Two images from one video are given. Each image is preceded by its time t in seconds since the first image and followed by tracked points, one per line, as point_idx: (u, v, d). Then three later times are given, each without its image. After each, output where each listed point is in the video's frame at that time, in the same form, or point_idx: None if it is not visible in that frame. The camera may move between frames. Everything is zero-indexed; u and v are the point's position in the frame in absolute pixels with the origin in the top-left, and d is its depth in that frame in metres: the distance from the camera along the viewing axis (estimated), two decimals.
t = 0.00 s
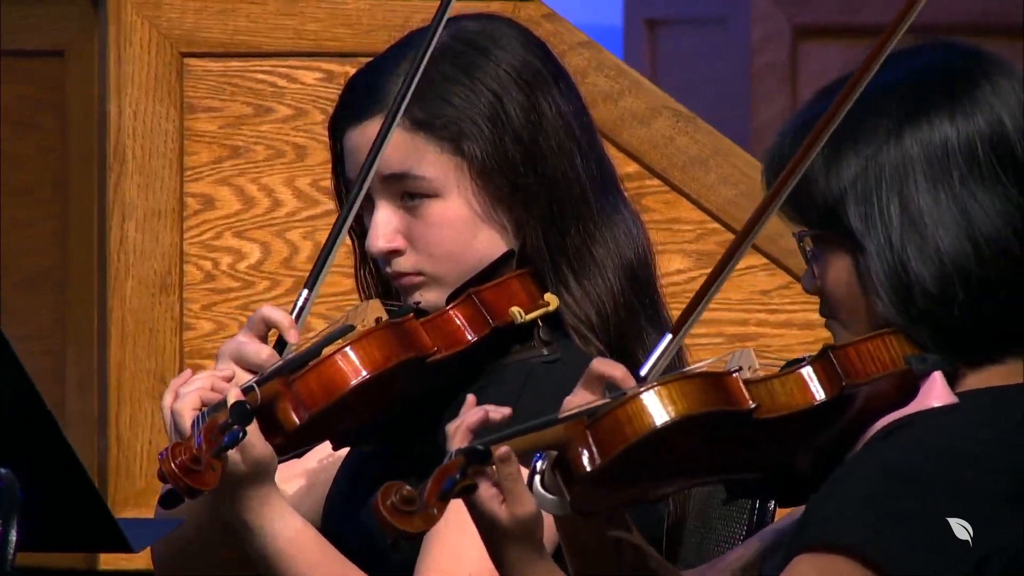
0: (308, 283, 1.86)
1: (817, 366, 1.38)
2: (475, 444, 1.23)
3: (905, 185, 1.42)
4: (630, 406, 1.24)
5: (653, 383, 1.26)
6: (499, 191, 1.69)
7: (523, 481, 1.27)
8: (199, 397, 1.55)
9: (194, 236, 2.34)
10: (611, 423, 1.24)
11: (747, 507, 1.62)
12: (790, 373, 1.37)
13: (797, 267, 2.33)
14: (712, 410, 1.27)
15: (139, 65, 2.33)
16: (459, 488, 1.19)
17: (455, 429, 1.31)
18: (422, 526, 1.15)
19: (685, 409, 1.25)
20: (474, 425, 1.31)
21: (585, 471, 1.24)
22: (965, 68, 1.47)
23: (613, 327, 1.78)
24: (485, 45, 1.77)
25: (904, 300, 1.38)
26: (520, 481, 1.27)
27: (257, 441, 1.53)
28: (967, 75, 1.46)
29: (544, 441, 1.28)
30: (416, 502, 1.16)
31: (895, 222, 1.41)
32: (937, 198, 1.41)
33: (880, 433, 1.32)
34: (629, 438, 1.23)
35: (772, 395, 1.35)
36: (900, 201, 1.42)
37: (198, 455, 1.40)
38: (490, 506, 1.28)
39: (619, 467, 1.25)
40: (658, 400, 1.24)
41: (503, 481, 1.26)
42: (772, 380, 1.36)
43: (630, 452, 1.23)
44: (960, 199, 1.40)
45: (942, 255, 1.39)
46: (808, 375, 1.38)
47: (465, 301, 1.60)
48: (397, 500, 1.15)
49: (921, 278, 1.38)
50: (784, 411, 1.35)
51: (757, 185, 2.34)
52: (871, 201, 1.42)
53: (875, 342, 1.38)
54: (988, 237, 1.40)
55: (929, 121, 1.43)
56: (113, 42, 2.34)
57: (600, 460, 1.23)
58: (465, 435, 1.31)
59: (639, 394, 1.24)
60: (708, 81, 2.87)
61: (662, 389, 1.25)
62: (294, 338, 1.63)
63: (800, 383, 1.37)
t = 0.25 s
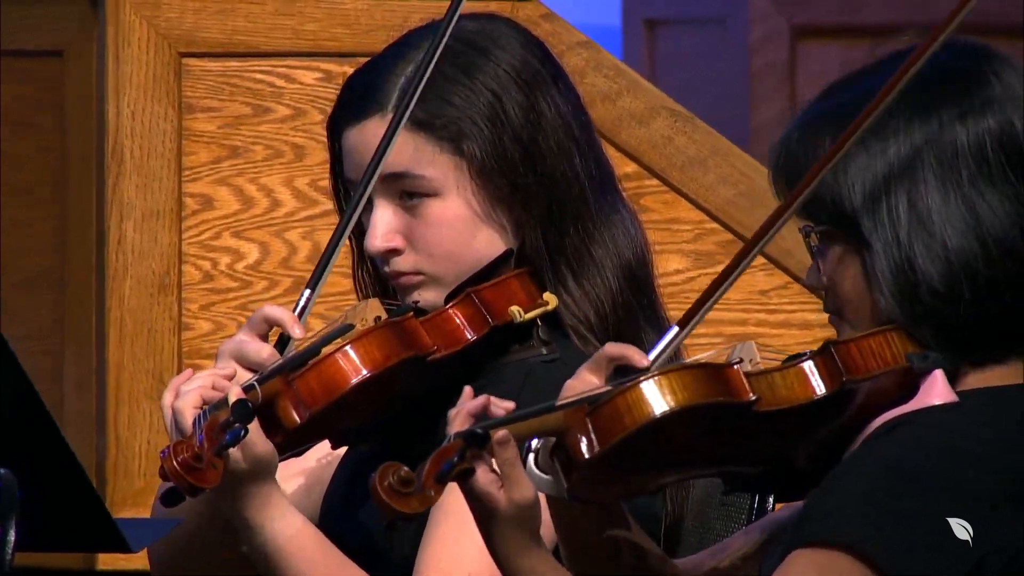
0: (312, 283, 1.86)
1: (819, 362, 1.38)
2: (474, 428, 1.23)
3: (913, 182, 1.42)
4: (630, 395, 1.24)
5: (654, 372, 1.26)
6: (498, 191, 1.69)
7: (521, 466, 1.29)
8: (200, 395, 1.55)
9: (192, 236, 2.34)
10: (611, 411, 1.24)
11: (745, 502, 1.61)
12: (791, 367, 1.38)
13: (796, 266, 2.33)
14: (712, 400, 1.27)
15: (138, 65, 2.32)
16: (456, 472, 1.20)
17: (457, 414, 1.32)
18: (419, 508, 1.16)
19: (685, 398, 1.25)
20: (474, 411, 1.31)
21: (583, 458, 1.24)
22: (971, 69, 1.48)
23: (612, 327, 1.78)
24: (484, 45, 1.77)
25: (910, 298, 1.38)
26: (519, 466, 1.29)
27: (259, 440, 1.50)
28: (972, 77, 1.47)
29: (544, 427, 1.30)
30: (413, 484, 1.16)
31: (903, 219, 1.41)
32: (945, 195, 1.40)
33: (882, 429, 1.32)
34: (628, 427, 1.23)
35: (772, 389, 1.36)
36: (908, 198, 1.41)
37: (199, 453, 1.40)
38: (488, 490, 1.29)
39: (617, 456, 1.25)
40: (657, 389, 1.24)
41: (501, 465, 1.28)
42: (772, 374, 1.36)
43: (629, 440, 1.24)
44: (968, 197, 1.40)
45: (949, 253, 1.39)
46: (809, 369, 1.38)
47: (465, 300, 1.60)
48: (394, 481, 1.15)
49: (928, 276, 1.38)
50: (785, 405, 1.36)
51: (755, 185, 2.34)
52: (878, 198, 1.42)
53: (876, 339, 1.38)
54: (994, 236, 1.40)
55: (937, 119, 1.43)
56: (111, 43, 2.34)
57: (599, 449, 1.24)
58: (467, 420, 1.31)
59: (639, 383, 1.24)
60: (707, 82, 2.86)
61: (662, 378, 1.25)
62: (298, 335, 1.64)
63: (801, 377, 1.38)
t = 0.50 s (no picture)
0: (316, 285, 1.87)
1: (818, 365, 1.39)
2: (477, 441, 1.24)
3: (912, 183, 1.43)
4: (632, 404, 1.24)
5: (655, 381, 1.27)
6: (499, 191, 1.69)
7: (525, 476, 1.27)
8: (209, 396, 1.55)
9: (190, 236, 2.34)
10: (613, 420, 1.24)
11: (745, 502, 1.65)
12: (791, 372, 1.38)
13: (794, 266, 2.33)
14: (713, 408, 1.28)
15: (136, 65, 2.32)
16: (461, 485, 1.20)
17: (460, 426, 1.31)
18: (424, 522, 1.16)
19: (686, 406, 1.26)
20: (478, 422, 1.31)
21: (587, 469, 1.24)
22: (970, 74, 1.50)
23: (612, 327, 1.78)
24: (483, 45, 1.78)
25: (909, 298, 1.38)
26: (523, 476, 1.26)
27: (269, 442, 1.50)
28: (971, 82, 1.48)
29: (546, 438, 1.26)
30: (418, 499, 1.16)
31: (902, 220, 1.41)
32: (945, 195, 1.41)
33: (879, 434, 1.32)
34: (631, 436, 1.23)
35: (772, 394, 1.36)
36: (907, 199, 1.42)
37: (210, 454, 1.40)
38: (492, 502, 1.28)
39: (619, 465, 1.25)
40: (658, 398, 1.25)
41: (506, 476, 1.25)
42: (772, 378, 1.37)
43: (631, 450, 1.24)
44: (967, 197, 1.40)
45: (948, 253, 1.39)
46: (809, 373, 1.39)
47: (468, 301, 1.60)
48: (399, 497, 1.15)
49: (927, 276, 1.38)
50: (785, 410, 1.36)
51: (753, 185, 2.35)
52: (878, 200, 1.44)
53: (875, 342, 1.39)
54: (995, 236, 1.39)
55: (937, 121, 1.44)
56: (109, 43, 2.34)
57: (601, 458, 1.24)
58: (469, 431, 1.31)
59: (641, 392, 1.25)
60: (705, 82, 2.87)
61: (663, 387, 1.25)
62: (309, 340, 1.64)
63: (800, 382, 1.38)
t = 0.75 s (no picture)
0: (319, 286, 1.86)
1: (818, 372, 1.41)
2: (481, 462, 1.23)
3: (913, 184, 1.43)
4: (635, 418, 1.25)
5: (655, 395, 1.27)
6: (503, 192, 1.69)
7: (528, 494, 1.28)
8: (216, 399, 1.55)
9: (190, 236, 2.34)
10: (614, 436, 1.25)
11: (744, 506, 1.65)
12: (791, 380, 1.40)
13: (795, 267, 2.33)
14: (714, 420, 1.28)
15: (136, 65, 2.32)
16: (465, 508, 1.19)
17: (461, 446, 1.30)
18: (430, 546, 1.16)
19: (688, 420, 1.26)
20: (482, 441, 1.29)
21: (591, 484, 1.25)
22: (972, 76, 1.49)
23: (616, 328, 1.78)
24: (487, 46, 1.77)
25: (908, 298, 1.38)
26: (527, 495, 1.28)
27: (277, 443, 1.51)
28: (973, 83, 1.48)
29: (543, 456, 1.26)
30: (423, 523, 1.17)
31: (902, 221, 1.42)
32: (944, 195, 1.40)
33: (881, 438, 1.32)
34: (634, 450, 1.24)
35: (772, 401, 1.38)
36: (907, 201, 1.43)
37: (218, 456, 1.40)
38: (494, 522, 1.28)
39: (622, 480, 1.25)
40: (660, 410, 1.26)
41: (511, 496, 1.27)
42: (772, 387, 1.38)
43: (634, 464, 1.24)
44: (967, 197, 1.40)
45: (948, 253, 1.39)
46: (808, 380, 1.40)
47: (473, 303, 1.61)
48: (405, 522, 1.16)
49: (926, 275, 1.38)
50: (785, 418, 1.38)
51: (753, 185, 2.35)
52: (878, 201, 1.44)
53: (873, 345, 1.40)
54: (995, 235, 1.39)
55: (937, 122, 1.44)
56: (109, 43, 2.34)
57: (605, 473, 1.25)
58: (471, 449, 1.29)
59: (644, 406, 1.26)
60: (705, 82, 2.87)
61: (664, 400, 1.26)
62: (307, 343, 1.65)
63: (800, 389, 1.40)
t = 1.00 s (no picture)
0: (320, 286, 1.87)
1: (816, 369, 1.39)
2: (477, 457, 1.23)
3: (911, 181, 1.43)
4: (631, 414, 1.24)
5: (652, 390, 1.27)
6: (503, 192, 1.69)
7: (526, 490, 1.29)
8: (217, 398, 1.55)
9: (190, 236, 2.34)
10: (610, 432, 1.25)
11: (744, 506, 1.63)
12: (788, 376, 1.39)
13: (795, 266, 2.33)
14: (711, 417, 1.28)
15: (136, 65, 2.33)
16: (461, 502, 1.19)
17: (456, 442, 1.31)
18: (426, 540, 1.15)
19: (685, 416, 1.25)
20: (474, 436, 1.30)
21: (588, 481, 1.25)
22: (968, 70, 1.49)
23: (616, 331, 1.77)
24: (487, 46, 1.77)
25: (908, 298, 1.39)
26: (524, 489, 1.28)
27: (277, 440, 1.51)
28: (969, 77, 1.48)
29: (542, 450, 1.26)
30: (418, 517, 1.16)
31: (901, 218, 1.41)
32: (943, 194, 1.41)
33: (880, 433, 1.32)
34: (630, 447, 1.23)
35: (771, 399, 1.37)
36: (906, 197, 1.42)
37: (217, 455, 1.40)
38: (492, 518, 1.29)
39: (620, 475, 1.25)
40: (658, 407, 1.25)
41: (507, 490, 1.27)
42: (770, 384, 1.37)
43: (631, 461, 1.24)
44: (966, 196, 1.40)
45: (948, 253, 1.39)
46: (807, 377, 1.39)
47: (473, 302, 1.60)
48: (400, 515, 1.15)
49: (926, 275, 1.39)
50: (783, 415, 1.36)
51: (753, 186, 2.35)
52: (876, 198, 1.44)
53: (869, 345, 1.38)
54: (994, 234, 1.40)
55: (935, 118, 1.44)
56: (109, 43, 2.34)
57: (601, 469, 1.24)
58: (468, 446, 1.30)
59: (641, 402, 1.25)
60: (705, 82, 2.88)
61: (662, 396, 1.25)
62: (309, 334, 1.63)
63: (797, 386, 1.38)
